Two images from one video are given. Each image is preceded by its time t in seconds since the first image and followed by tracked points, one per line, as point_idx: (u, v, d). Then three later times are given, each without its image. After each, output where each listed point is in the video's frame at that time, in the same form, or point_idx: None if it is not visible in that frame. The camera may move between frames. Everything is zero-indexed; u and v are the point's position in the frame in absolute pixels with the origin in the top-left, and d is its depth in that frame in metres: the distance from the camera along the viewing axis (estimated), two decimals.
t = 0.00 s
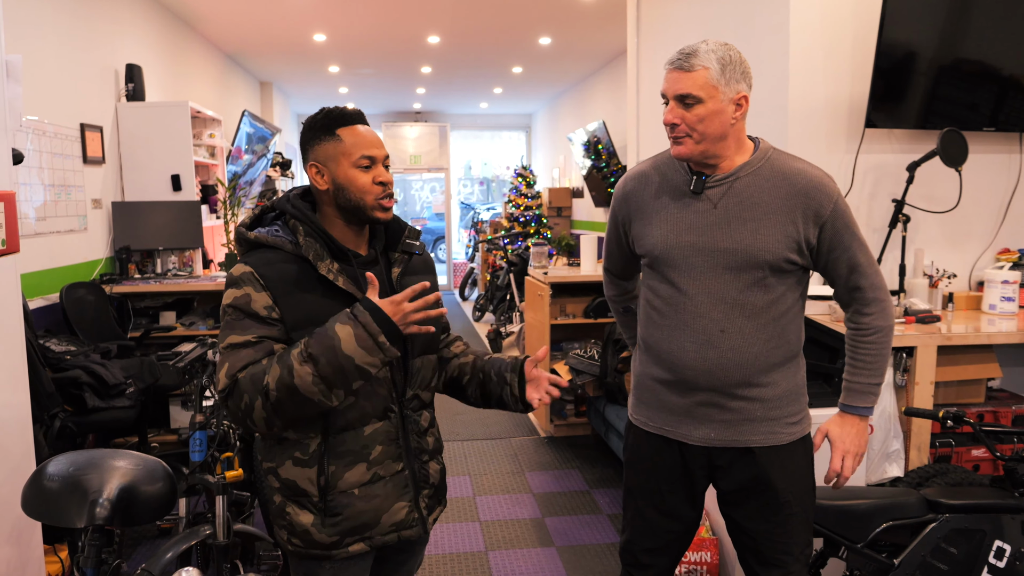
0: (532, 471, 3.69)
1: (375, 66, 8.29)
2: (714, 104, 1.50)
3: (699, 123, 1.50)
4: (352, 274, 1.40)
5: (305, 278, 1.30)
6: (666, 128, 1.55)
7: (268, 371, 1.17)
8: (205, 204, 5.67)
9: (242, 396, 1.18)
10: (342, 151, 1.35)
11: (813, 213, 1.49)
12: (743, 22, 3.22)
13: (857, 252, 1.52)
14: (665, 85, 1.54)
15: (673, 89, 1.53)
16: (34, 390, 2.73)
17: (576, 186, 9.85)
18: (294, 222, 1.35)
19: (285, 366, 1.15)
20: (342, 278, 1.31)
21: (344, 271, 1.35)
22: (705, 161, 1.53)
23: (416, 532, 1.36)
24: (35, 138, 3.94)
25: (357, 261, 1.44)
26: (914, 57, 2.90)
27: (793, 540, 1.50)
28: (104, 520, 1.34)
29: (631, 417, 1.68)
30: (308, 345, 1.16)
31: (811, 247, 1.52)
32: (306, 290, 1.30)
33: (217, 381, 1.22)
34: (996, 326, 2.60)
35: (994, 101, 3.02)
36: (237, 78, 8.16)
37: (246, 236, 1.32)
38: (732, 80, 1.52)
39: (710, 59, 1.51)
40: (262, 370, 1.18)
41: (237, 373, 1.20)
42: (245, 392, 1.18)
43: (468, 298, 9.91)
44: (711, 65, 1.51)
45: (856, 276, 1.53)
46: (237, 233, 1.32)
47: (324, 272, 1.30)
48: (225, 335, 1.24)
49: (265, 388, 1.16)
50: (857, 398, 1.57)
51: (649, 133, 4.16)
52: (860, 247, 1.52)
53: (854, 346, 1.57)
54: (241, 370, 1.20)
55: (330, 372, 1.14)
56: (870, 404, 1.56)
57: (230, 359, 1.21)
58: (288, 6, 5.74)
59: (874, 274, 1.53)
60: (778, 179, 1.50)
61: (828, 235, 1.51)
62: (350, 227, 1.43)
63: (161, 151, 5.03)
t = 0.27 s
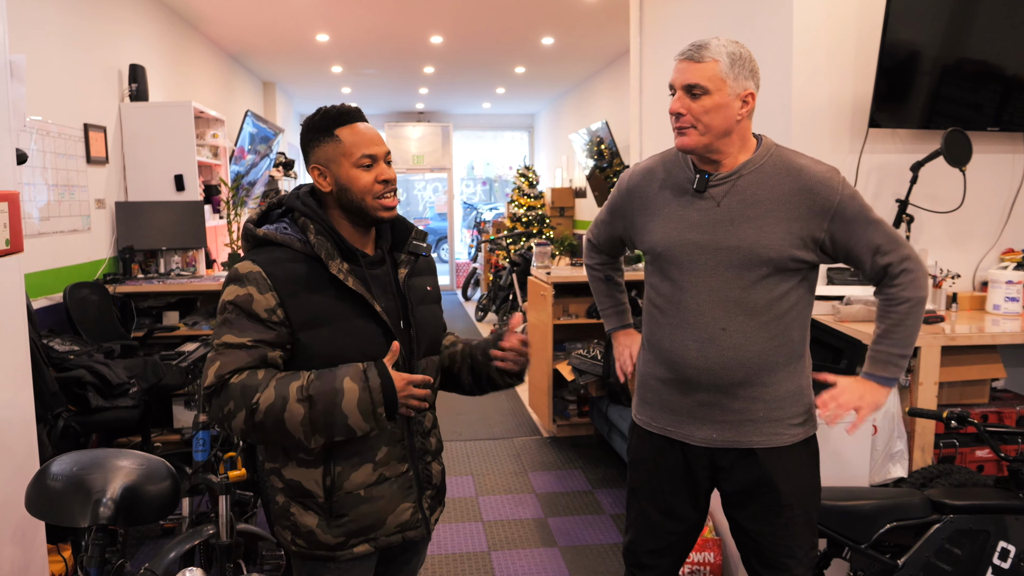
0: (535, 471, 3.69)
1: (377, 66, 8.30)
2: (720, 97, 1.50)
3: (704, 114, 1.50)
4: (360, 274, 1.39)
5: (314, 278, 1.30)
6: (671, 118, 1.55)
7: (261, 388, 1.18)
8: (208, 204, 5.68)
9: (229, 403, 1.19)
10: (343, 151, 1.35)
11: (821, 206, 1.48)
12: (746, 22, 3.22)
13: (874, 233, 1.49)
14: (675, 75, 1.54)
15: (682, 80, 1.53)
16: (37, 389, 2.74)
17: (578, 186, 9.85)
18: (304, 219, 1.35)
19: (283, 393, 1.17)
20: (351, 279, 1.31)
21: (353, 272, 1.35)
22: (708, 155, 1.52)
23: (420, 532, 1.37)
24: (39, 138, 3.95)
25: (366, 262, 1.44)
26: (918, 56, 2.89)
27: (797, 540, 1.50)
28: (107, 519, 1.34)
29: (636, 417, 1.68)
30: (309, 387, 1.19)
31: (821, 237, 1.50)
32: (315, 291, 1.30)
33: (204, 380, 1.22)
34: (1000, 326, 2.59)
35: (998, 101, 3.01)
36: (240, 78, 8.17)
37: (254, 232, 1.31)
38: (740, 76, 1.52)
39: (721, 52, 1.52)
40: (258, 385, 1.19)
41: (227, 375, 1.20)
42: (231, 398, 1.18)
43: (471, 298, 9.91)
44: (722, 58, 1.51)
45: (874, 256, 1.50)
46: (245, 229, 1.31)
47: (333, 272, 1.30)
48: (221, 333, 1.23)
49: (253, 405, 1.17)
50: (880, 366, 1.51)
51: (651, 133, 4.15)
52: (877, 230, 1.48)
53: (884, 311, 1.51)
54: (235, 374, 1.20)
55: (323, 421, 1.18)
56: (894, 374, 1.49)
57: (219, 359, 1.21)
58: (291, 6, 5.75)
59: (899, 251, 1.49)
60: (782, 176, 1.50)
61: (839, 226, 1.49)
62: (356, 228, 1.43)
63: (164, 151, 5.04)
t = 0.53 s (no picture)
0: (536, 471, 3.68)
1: (379, 66, 8.30)
2: (726, 101, 1.50)
3: (711, 120, 1.49)
4: (355, 275, 1.39)
5: (308, 280, 1.30)
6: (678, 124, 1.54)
7: (258, 401, 1.19)
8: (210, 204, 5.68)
9: (225, 414, 1.20)
10: (353, 148, 1.35)
11: (826, 212, 1.48)
12: (748, 21, 3.21)
13: (876, 244, 1.50)
14: (678, 81, 1.54)
15: (686, 85, 1.52)
16: (40, 389, 2.74)
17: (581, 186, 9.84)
18: (295, 221, 1.35)
19: (278, 410, 1.18)
20: (345, 280, 1.31)
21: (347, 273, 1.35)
22: (716, 159, 1.51)
23: (414, 534, 1.36)
24: (41, 138, 3.96)
25: (360, 262, 1.44)
26: (921, 55, 2.88)
27: (798, 540, 1.50)
28: (109, 518, 1.34)
29: (635, 418, 1.67)
30: (304, 405, 1.19)
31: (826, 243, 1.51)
32: (309, 293, 1.30)
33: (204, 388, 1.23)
34: (1003, 326, 2.58)
35: (1002, 100, 2.99)
36: (243, 78, 8.18)
37: (246, 235, 1.31)
38: (744, 79, 1.51)
39: (723, 55, 1.51)
40: (257, 397, 1.19)
41: (223, 384, 1.21)
42: (229, 408, 1.20)
43: (473, 298, 9.91)
44: (725, 62, 1.51)
45: (876, 266, 1.51)
46: (237, 232, 1.31)
47: (327, 274, 1.30)
48: (216, 340, 1.24)
49: (252, 418, 1.18)
50: (852, 364, 1.55)
51: (653, 133, 4.15)
52: (879, 241, 1.50)
53: (873, 314, 1.54)
54: (234, 385, 1.21)
55: (318, 437, 1.19)
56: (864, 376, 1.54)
57: (215, 368, 1.22)
58: (293, 6, 5.75)
59: (900, 261, 1.51)
60: (787, 181, 1.49)
61: (842, 233, 1.50)
62: (352, 227, 1.43)
63: (167, 151, 5.04)
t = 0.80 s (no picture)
0: (537, 471, 3.68)
1: (380, 66, 8.30)
2: (727, 96, 1.50)
3: (710, 115, 1.50)
4: (350, 273, 1.38)
5: (303, 280, 1.30)
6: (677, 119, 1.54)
7: (264, 410, 1.20)
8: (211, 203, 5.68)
9: (227, 418, 1.20)
10: (346, 147, 1.35)
11: (826, 210, 1.48)
12: (749, 21, 3.21)
13: (876, 244, 1.50)
14: (679, 76, 1.54)
15: (687, 80, 1.52)
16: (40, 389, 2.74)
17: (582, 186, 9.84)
18: (292, 219, 1.34)
19: (293, 421, 1.21)
20: (342, 279, 1.31)
21: (344, 271, 1.35)
22: (716, 154, 1.52)
23: (410, 533, 1.37)
24: (42, 138, 3.96)
25: (355, 260, 1.42)
26: (922, 55, 2.88)
27: (797, 540, 1.49)
28: (109, 519, 1.33)
29: (634, 420, 1.67)
30: (321, 416, 1.23)
31: (826, 242, 1.50)
32: (304, 292, 1.29)
33: (199, 391, 1.22)
34: (1004, 326, 2.58)
35: (1003, 100, 2.99)
36: (244, 78, 8.18)
37: (239, 234, 1.30)
38: (745, 74, 1.51)
39: (725, 51, 1.51)
40: (262, 404, 1.21)
41: (224, 386, 1.21)
42: (233, 414, 1.20)
43: (474, 298, 9.91)
44: (726, 57, 1.50)
45: (876, 266, 1.51)
46: (231, 231, 1.30)
47: (324, 273, 1.30)
48: (212, 338, 1.23)
49: (259, 426, 1.20)
50: (851, 366, 1.54)
51: (654, 133, 4.15)
52: (880, 241, 1.50)
53: (873, 315, 1.53)
54: (237, 390, 1.21)
55: (333, 449, 1.24)
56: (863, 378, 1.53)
57: (210, 368, 1.21)
58: (294, 6, 5.76)
59: (900, 262, 1.50)
60: (788, 178, 1.49)
61: (842, 233, 1.50)
62: (345, 225, 1.42)
63: (168, 151, 5.05)
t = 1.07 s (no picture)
0: (537, 471, 3.68)
1: (381, 66, 8.30)
2: (725, 93, 1.49)
3: (708, 113, 1.50)
4: (339, 274, 1.37)
5: (293, 282, 1.30)
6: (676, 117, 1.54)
7: (260, 409, 1.20)
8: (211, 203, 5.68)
9: (223, 420, 1.18)
10: (330, 145, 1.35)
11: (826, 209, 1.48)
12: (750, 20, 3.21)
13: (875, 244, 1.49)
14: (677, 74, 1.53)
15: (685, 78, 1.52)
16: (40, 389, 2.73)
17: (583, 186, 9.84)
18: (279, 221, 1.34)
19: (288, 419, 1.21)
20: (331, 281, 1.31)
21: (332, 272, 1.35)
22: (714, 151, 1.51)
23: (402, 534, 1.38)
24: (43, 138, 3.96)
25: (345, 261, 1.42)
26: (923, 55, 2.87)
27: (796, 541, 1.49)
28: (108, 518, 1.33)
29: (632, 420, 1.67)
30: (317, 413, 1.23)
31: (825, 242, 1.50)
32: (293, 294, 1.29)
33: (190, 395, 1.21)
34: (1006, 326, 2.57)
35: (1005, 100, 2.98)
36: (245, 78, 8.18)
37: (228, 236, 1.30)
38: (743, 71, 1.51)
39: (722, 49, 1.51)
40: (256, 404, 1.20)
41: (218, 388, 1.20)
42: (228, 416, 1.18)
43: (475, 298, 9.91)
44: (723, 54, 1.50)
45: (876, 266, 1.51)
46: (219, 232, 1.30)
47: (313, 274, 1.30)
48: (203, 340, 1.22)
49: (254, 426, 1.19)
50: (849, 368, 1.54)
51: (655, 132, 4.14)
52: (880, 240, 1.49)
53: (873, 315, 1.52)
54: (229, 391, 1.20)
55: (329, 446, 1.23)
56: (862, 378, 1.53)
57: (204, 370, 1.20)
58: (295, 6, 5.76)
59: (898, 262, 1.50)
60: (787, 177, 1.49)
61: (841, 232, 1.49)
62: (332, 226, 1.42)
63: (169, 151, 5.05)
